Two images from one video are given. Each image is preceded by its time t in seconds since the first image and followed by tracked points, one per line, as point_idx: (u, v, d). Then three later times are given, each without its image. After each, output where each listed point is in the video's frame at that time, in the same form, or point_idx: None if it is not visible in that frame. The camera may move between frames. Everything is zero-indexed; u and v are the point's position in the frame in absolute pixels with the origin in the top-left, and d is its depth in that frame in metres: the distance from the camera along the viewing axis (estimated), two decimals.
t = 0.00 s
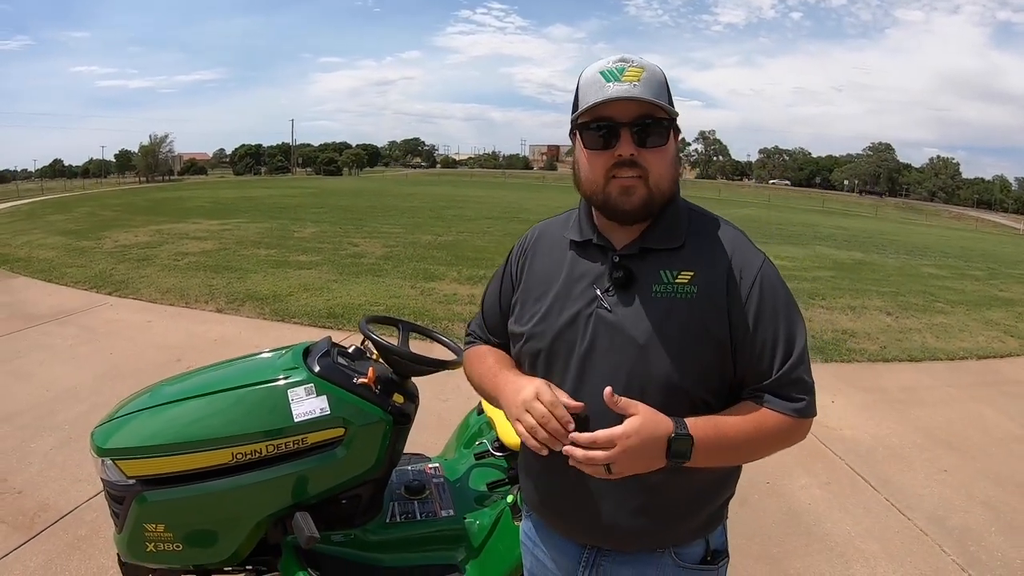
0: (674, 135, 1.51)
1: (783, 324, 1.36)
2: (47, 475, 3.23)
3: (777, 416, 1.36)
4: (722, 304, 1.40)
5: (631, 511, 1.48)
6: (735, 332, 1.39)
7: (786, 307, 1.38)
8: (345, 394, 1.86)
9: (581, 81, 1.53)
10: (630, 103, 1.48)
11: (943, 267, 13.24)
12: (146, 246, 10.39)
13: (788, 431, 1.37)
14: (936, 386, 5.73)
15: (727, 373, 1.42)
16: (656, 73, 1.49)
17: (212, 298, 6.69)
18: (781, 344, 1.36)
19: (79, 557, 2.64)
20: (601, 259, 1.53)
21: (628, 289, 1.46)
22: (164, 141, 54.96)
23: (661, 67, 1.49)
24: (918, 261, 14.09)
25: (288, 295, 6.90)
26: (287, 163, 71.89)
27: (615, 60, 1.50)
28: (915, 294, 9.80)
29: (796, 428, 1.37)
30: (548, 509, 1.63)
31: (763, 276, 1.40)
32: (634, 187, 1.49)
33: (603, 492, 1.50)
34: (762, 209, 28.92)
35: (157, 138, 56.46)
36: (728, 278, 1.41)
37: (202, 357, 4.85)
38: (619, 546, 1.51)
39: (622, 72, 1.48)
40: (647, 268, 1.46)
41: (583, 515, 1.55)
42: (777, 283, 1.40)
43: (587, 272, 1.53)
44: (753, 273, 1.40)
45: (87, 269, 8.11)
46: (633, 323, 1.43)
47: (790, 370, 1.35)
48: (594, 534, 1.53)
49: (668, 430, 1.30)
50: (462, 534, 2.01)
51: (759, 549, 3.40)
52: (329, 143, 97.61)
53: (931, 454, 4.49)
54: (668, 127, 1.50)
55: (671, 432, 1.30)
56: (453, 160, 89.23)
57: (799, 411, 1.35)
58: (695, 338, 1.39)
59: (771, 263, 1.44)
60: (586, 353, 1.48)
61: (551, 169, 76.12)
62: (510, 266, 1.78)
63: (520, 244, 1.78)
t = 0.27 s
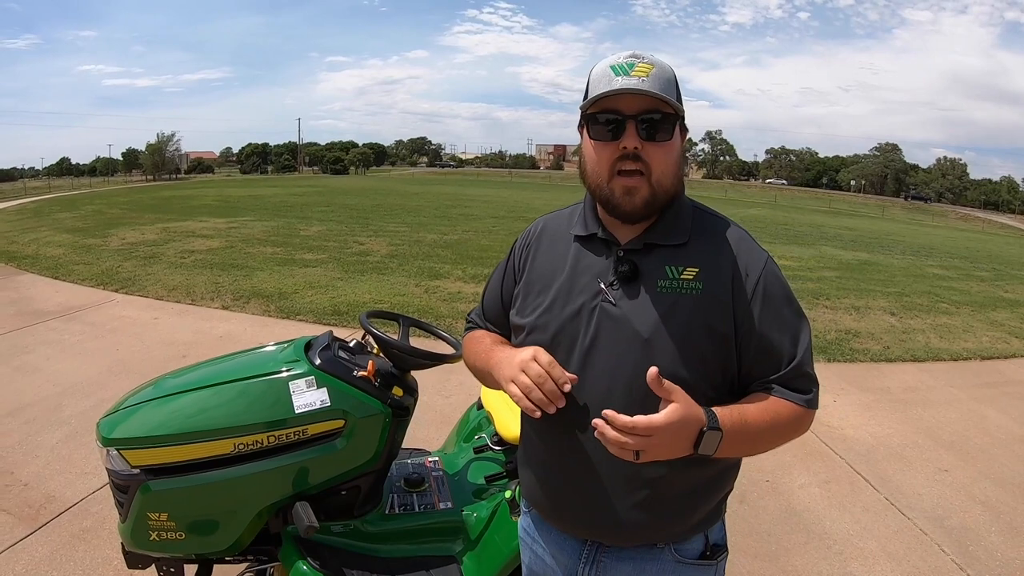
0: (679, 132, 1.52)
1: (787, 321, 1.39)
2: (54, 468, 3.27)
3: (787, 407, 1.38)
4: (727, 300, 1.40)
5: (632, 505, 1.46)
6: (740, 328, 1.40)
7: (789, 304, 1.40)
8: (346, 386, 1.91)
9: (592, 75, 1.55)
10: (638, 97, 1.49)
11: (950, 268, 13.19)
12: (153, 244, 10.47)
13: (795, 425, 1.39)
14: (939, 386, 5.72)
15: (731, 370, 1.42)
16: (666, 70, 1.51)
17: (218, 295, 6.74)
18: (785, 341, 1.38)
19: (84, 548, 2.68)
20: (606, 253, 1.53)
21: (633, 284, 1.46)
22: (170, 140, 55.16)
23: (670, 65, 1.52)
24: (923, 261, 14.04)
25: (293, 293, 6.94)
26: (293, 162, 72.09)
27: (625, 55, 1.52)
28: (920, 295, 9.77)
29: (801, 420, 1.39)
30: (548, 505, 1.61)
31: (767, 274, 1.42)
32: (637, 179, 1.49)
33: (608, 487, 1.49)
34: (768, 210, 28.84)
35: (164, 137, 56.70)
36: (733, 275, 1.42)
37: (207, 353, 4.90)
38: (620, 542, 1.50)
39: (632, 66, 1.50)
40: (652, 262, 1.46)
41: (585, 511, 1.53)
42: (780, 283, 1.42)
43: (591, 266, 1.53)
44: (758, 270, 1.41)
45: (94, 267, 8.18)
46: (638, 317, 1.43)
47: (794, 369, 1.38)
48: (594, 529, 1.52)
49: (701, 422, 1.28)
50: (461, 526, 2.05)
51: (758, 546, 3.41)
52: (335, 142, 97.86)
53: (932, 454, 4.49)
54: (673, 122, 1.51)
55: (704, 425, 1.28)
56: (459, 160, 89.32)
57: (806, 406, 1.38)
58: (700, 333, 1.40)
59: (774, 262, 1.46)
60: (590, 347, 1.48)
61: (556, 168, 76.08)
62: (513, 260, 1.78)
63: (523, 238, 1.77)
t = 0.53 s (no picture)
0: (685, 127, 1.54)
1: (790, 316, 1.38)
2: (60, 460, 3.32)
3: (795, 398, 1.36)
4: (732, 296, 1.40)
5: (632, 500, 1.46)
6: (744, 323, 1.40)
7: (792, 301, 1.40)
8: (347, 378, 1.94)
9: (597, 71, 1.57)
10: (643, 92, 1.51)
11: (955, 268, 13.16)
12: (160, 241, 10.55)
13: (806, 414, 1.37)
14: (941, 386, 5.72)
15: (734, 365, 1.42)
16: (671, 65, 1.53)
17: (223, 292, 6.79)
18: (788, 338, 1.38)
19: (88, 538, 2.72)
20: (610, 248, 1.54)
21: (637, 279, 1.46)
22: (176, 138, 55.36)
23: (675, 60, 1.53)
24: (929, 261, 14.00)
25: (298, 290, 6.99)
26: (299, 160, 72.27)
27: (631, 51, 1.54)
28: (925, 295, 9.76)
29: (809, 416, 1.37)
30: (549, 501, 1.61)
31: (772, 270, 1.41)
32: (643, 174, 1.50)
33: (608, 482, 1.48)
34: (774, 209, 28.80)
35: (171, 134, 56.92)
36: (738, 272, 1.42)
37: (212, 349, 4.94)
38: (619, 537, 1.49)
39: (637, 63, 1.52)
40: (657, 258, 1.46)
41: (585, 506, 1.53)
42: (785, 280, 1.42)
43: (595, 260, 1.54)
44: (763, 266, 1.41)
45: (101, 263, 8.25)
46: (642, 312, 1.43)
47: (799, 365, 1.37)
48: (593, 524, 1.51)
49: (731, 381, 1.23)
50: (458, 517, 2.09)
51: (756, 543, 3.43)
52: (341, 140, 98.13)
53: (933, 453, 4.50)
54: (679, 118, 1.52)
55: (733, 384, 1.23)
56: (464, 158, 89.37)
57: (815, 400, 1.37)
58: (704, 328, 1.40)
59: (780, 259, 1.45)
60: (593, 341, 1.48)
61: (561, 167, 76.06)
62: (519, 254, 1.79)
63: (529, 233, 1.78)
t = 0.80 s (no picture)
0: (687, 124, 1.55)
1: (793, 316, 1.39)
2: (65, 454, 3.35)
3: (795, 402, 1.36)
4: (735, 294, 1.41)
5: (631, 498, 1.47)
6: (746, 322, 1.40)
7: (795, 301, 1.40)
8: (346, 372, 1.96)
9: (600, 68, 1.59)
10: (646, 89, 1.53)
11: (960, 268, 13.12)
12: (165, 238, 10.60)
13: (812, 410, 1.37)
14: (943, 386, 5.72)
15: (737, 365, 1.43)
16: (673, 62, 1.54)
17: (227, 289, 6.83)
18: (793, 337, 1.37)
19: (91, 531, 2.76)
20: (613, 244, 1.56)
21: (639, 275, 1.47)
22: (181, 136, 55.50)
23: (678, 57, 1.55)
24: (934, 261, 13.96)
25: (302, 287, 7.02)
26: (304, 158, 72.39)
27: (633, 48, 1.56)
28: (929, 295, 9.74)
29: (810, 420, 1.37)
30: (550, 498, 1.63)
31: (776, 270, 1.42)
32: (644, 170, 1.51)
33: (608, 481, 1.49)
34: (779, 208, 28.75)
35: (176, 132, 57.08)
36: (742, 269, 1.42)
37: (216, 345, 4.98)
38: (618, 535, 1.51)
39: (639, 59, 1.53)
40: (660, 254, 1.48)
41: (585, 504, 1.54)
42: (789, 279, 1.42)
43: (598, 257, 1.56)
44: (767, 265, 1.41)
45: (107, 260, 8.30)
46: (644, 308, 1.45)
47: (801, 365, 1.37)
48: (593, 522, 1.53)
49: (733, 363, 1.24)
50: (456, 511, 2.11)
51: (754, 540, 3.45)
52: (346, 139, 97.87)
53: (934, 453, 4.50)
54: (681, 114, 1.53)
55: (735, 366, 1.24)
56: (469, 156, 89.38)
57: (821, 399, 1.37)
58: (705, 326, 1.41)
59: (784, 258, 1.46)
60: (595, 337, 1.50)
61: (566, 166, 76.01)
62: (523, 250, 1.81)
63: (534, 230, 1.80)
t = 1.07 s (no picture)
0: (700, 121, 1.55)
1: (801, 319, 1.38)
2: (67, 450, 3.38)
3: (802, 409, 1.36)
4: (742, 294, 1.41)
5: (634, 498, 1.48)
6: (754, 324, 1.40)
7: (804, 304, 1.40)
8: (346, 369, 1.98)
9: (613, 64, 1.59)
10: (659, 84, 1.53)
11: (963, 269, 13.09)
12: (169, 235, 10.63)
13: (819, 415, 1.36)
14: (946, 387, 5.71)
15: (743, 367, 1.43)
16: (686, 59, 1.55)
17: (230, 286, 6.85)
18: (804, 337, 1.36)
19: (93, 526, 2.78)
20: (620, 243, 1.57)
21: (646, 274, 1.48)
22: (186, 134, 55.63)
23: (692, 54, 1.55)
24: (937, 262, 13.94)
25: (304, 285, 7.04)
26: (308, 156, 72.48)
27: (647, 44, 1.56)
28: (932, 295, 9.72)
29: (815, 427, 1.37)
30: (553, 497, 1.64)
31: (785, 272, 1.41)
32: (655, 166, 1.52)
33: (612, 481, 1.50)
34: (783, 208, 28.70)
35: (181, 130, 57.21)
36: (751, 269, 1.42)
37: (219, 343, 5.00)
38: (620, 536, 1.52)
39: (653, 55, 1.54)
40: (667, 254, 1.48)
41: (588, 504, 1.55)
42: (798, 280, 1.41)
43: (605, 255, 1.57)
44: (776, 267, 1.41)
45: (110, 258, 8.33)
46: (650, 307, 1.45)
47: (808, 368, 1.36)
48: (595, 522, 1.54)
49: (767, 352, 1.21)
50: (455, 508, 2.12)
51: (754, 540, 3.45)
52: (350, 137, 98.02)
53: (935, 453, 4.49)
54: (693, 112, 1.54)
55: (769, 356, 1.21)
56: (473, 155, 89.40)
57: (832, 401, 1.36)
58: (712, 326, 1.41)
59: (793, 260, 1.45)
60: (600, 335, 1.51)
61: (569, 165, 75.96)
62: (530, 248, 1.81)
63: (541, 227, 1.81)
